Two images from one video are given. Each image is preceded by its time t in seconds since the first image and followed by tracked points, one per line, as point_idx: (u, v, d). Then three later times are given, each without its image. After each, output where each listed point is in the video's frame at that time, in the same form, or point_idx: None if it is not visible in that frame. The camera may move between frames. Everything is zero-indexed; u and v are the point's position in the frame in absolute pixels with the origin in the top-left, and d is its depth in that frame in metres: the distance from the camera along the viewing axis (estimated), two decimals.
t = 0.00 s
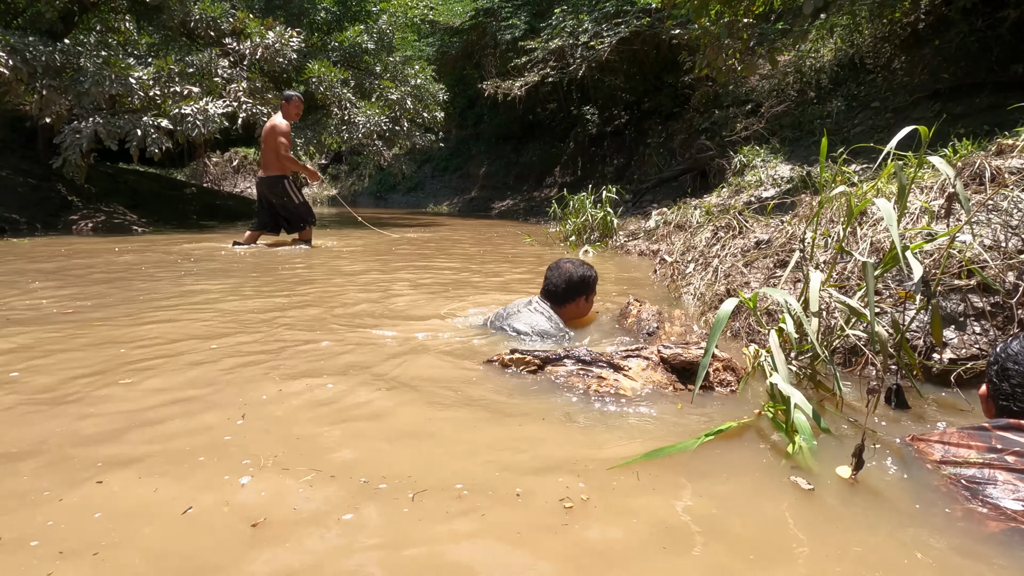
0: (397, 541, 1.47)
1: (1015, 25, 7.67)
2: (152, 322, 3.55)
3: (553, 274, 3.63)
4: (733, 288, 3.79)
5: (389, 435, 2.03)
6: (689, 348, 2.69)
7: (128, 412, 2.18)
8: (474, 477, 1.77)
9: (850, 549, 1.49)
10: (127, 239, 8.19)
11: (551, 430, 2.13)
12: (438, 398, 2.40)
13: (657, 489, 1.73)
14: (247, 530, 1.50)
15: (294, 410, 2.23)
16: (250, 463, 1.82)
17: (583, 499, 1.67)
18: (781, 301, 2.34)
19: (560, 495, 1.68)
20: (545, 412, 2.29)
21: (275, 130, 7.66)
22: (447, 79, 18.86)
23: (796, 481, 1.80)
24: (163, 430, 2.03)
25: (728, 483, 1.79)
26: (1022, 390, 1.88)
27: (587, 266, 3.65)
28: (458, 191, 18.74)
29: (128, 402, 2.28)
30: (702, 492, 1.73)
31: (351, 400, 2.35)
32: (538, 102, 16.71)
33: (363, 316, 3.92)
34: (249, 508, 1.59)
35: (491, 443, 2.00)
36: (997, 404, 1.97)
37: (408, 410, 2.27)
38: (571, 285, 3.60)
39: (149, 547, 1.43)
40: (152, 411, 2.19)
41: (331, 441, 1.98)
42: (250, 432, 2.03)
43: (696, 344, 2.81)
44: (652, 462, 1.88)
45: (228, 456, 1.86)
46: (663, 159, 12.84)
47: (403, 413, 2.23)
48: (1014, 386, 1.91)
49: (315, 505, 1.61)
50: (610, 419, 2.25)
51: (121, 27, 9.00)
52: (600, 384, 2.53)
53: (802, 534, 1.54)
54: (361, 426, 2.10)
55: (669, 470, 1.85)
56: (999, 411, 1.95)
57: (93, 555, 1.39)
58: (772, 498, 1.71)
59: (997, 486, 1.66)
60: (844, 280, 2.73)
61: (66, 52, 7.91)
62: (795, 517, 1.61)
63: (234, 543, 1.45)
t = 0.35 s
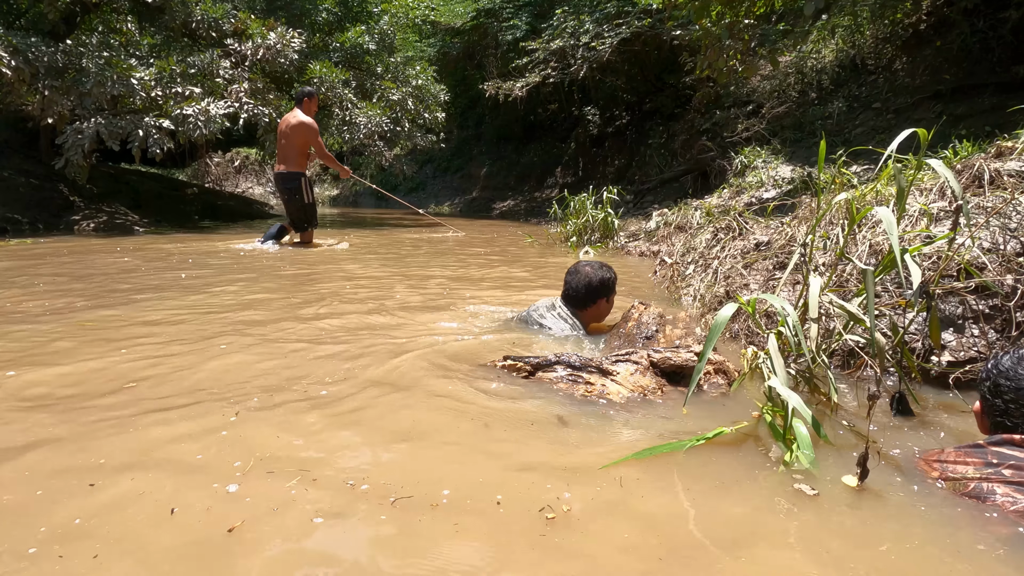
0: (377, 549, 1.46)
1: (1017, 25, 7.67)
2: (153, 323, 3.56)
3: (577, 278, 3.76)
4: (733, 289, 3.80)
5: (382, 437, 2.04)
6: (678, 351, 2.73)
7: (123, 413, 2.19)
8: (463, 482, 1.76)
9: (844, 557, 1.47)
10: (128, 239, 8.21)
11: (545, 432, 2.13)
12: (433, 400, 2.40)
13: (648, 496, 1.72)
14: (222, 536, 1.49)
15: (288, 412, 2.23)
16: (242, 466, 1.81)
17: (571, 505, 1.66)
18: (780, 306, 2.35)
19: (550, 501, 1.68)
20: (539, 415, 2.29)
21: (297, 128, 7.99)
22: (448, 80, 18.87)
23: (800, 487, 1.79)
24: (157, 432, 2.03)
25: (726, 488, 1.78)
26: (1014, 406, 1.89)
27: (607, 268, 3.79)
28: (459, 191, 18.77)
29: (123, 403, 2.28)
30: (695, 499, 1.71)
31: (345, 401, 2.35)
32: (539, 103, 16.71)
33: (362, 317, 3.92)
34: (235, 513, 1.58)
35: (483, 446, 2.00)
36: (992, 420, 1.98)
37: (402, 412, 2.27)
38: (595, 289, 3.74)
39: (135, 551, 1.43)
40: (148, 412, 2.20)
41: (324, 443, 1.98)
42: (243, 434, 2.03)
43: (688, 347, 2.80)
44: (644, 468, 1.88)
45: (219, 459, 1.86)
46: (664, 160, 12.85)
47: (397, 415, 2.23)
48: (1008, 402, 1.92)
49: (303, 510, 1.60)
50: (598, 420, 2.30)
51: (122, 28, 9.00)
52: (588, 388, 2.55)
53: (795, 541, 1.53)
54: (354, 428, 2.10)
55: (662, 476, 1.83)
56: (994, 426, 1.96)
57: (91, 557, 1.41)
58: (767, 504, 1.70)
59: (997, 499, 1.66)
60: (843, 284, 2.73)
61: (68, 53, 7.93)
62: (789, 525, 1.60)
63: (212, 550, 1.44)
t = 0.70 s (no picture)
0: (358, 554, 1.44)
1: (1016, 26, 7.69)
2: (152, 322, 3.57)
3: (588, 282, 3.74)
4: (732, 290, 3.81)
5: (372, 439, 2.02)
6: (667, 350, 2.69)
7: (113, 413, 2.17)
8: (451, 486, 1.75)
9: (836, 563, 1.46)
10: (127, 239, 8.21)
11: (537, 434, 2.11)
12: (425, 401, 2.39)
13: (638, 500, 1.70)
14: (198, 541, 1.47)
15: (279, 413, 2.21)
16: (231, 469, 1.80)
17: (559, 510, 1.64)
18: (778, 308, 2.35)
19: (537, 505, 1.66)
20: (531, 417, 2.27)
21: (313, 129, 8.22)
22: (447, 80, 18.88)
23: (797, 489, 1.79)
24: (145, 433, 2.02)
25: (721, 491, 1.77)
26: (1013, 413, 1.91)
27: (621, 270, 3.74)
28: (459, 191, 18.77)
29: (120, 402, 2.29)
30: (686, 503, 1.70)
31: (337, 402, 2.33)
32: (538, 103, 16.72)
33: (358, 317, 3.91)
34: (217, 516, 1.57)
35: (473, 448, 1.99)
36: (990, 428, 1.98)
37: (393, 413, 2.25)
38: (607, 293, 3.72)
39: (125, 551, 1.43)
40: (138, 413, 2.18)
41: (313, 445, 1.96)
42: (231, 436, 2.01)
43: (681, 348, 2.79)
44: (635, 472, 1.86)
45: (206, 461, 1.84)
46: (663, 161, 12.86)
47: (388, 416, 2.22)
48: (1007, 409, 1.93)
49: (287, 514, 1.59)
50: (579, 416, 2.32)
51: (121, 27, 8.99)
52: (576, 386, 2.57)
53: (787, 546, 1.52)
54: (343, 429, 2.09)
55: (653, 479, 1.82)
56: (993, 434, 1.97)
57: (85, 555, 1.41)
58: (760, 507, 1.69)
59: (997, 505, 1.68)
60: (842, 286, 2.73)
61: (67, 52, 7.94)
62: (780, 530, 1.58)
63: (193, 554, 1.43)
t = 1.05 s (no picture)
0: (332, 554, 1.43)
1: (1010, 29, 7.73)
2: (145, 320, 3.58)
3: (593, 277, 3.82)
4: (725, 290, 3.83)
5: (356, 438, 2.01)
6: (658, 348, 2.74)
7: (98, 411, 2.16)
8: (432, 485, 1.74)
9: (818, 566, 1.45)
10: (122, 238, 8.20)
11: (523, 434, 2.11)
12: (415, 400, 2.38)
13: (619, 502, 1.69)
14: (161, 544, 1.44)
15: (265, 411, 2.20)
16: (213, 461, 1.82)
17: (534, 513, 1.62)
18: (769, 308, 2.37)
19: (510, 506, 1.65)
20: (520, 416, 2.27)
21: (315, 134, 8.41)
22: (444, 80, 18.88)
23: (787, 488, 1.80)
24: (129, 430, 2.02)
25: (705, 489, 1.78)
26: (1002, 411, 1.92)
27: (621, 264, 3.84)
28: (455, 191, 18.77)
29: (111, 398, 2.30)
30: (668, 505, 1.69)
31: (325, 400, 2.33)
32: (535, 103, 16.73)
33: (351, 315, 3.91)
34: (186, 517, 1.55)
35: (458, 449, 1.97)
36: (978, 424, 2.00)
37: (379, 411, 2.24)
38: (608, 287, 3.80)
39: (108, 546, 1.43)
40: (123, 411, 2.18)
41: (296, 445, 1.95)
42: (214, 434, 2.00)
43: (672, 346, 2.81)
44: (620, 472, 1.85)
45: (187, 459, 1.83)
46: (659, 161, 12.89)
47: (374, 415, 2.21)
48: (995, 407, 1.95)
49: (260, 514, 1.57)
50: (573, 411, 2.35)
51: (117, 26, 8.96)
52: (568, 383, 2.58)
53: (768, 548, 1.50)
54: (328, 429, 2.08)
55: (637, 480, 1.81)
56: (982, 432, 1.98)
57: (69, 549, 1.42)
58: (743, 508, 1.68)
59: (987, 501, 1.69)
60: (833, 285, 2.75)
61: (61, 51, 7.91)
62: (760, 532, 1.57)
63: (165, 551, 1.42)
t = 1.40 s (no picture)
0: (306, 557, 1.42)
1: (1000, 31, 7.79)
2: (136, 319, 3.57)
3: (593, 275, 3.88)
4: (717, 289, 3.85)
5: (340, 439, 2.00)
6: (652, 352, 2.72)
7: (83, 411, 2.16)
8: (414, 486, 1.73)
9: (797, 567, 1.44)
10: (114, 236, 8.17)
11: (509, 434, 2.11)
12: (402, 399, 2.37)
13: (599, 505, 1.68)
14: (126, 550, 1.42)
15: (251, 411, 2.19)
16: (199, 461, 1.82)
17: (504, 517, 1.60)
18: (759, 306, 2.38)
19: (483, 510, 1.63)
20: (508, 416, 2.27)
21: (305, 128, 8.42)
22: (440, 79, 18.86)
23: (779, 489, 1.80)
24: (116, 429, 2.02)
25: (690, 490, 1.78)
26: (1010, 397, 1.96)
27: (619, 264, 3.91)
28: (450, 191, 18.77)
29: (98, 397, 2.29)
30: (650, 507, 1.68)
31: (312, 400, 2.32)
32: (530, 102, 16.74)
33: (342, 314, 3.92)
34: (153, 522, 1.53)
35: (443, 450, 1.96)
36: (980, 412, 2.03)
37: (367, 411, 2.24)
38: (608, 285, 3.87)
39: (87, 547, 1.43)
40: (109, 411, 2.17)
41: (279, 445, 1.94)
42: (198, 435, 1.99)
43: (665, 348, 2.82)
44: (604, 474, 1.86)
45: (169, 460, 1.82)
46: (654, 161, 12.92)
47: (360, 414, 2.21)
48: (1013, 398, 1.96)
49: (235, 517, 1.55)
50: (563, 412, 2.37)
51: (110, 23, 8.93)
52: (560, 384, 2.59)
53: (745, 551, 1.50)
54: (313, 429, 2.07)
55: (620, 482, 1.81)
56: (985, 416, 2.01)
57: (49, 550, 1.42)
58: (724, 510, 1.68)
59: (990, 491, 1.73)
60: (822, 284, 2.77)
61: (53, 47, 7.87)
62: (740, 535, 1.56)
63: (144, 553, 1.42)
